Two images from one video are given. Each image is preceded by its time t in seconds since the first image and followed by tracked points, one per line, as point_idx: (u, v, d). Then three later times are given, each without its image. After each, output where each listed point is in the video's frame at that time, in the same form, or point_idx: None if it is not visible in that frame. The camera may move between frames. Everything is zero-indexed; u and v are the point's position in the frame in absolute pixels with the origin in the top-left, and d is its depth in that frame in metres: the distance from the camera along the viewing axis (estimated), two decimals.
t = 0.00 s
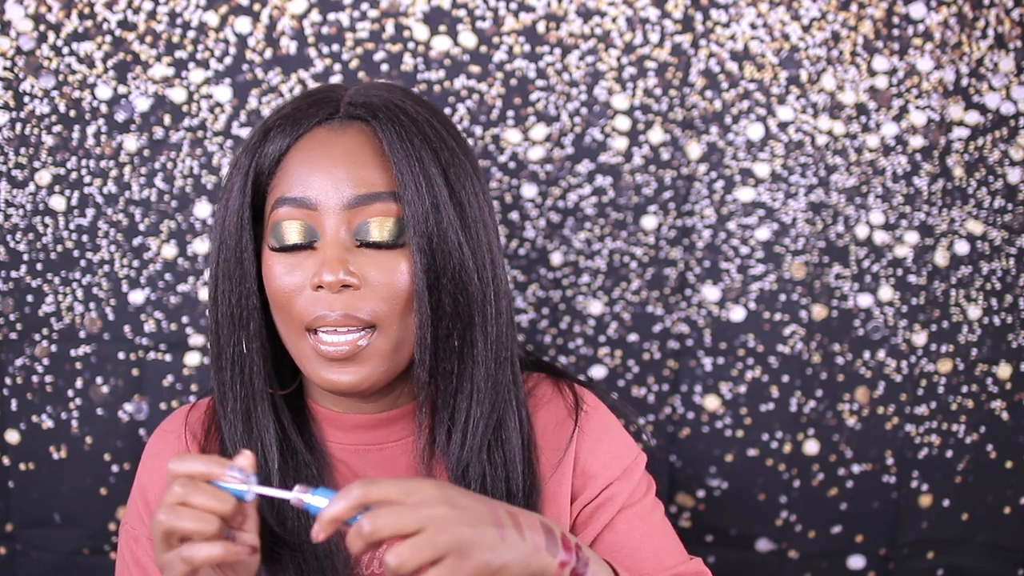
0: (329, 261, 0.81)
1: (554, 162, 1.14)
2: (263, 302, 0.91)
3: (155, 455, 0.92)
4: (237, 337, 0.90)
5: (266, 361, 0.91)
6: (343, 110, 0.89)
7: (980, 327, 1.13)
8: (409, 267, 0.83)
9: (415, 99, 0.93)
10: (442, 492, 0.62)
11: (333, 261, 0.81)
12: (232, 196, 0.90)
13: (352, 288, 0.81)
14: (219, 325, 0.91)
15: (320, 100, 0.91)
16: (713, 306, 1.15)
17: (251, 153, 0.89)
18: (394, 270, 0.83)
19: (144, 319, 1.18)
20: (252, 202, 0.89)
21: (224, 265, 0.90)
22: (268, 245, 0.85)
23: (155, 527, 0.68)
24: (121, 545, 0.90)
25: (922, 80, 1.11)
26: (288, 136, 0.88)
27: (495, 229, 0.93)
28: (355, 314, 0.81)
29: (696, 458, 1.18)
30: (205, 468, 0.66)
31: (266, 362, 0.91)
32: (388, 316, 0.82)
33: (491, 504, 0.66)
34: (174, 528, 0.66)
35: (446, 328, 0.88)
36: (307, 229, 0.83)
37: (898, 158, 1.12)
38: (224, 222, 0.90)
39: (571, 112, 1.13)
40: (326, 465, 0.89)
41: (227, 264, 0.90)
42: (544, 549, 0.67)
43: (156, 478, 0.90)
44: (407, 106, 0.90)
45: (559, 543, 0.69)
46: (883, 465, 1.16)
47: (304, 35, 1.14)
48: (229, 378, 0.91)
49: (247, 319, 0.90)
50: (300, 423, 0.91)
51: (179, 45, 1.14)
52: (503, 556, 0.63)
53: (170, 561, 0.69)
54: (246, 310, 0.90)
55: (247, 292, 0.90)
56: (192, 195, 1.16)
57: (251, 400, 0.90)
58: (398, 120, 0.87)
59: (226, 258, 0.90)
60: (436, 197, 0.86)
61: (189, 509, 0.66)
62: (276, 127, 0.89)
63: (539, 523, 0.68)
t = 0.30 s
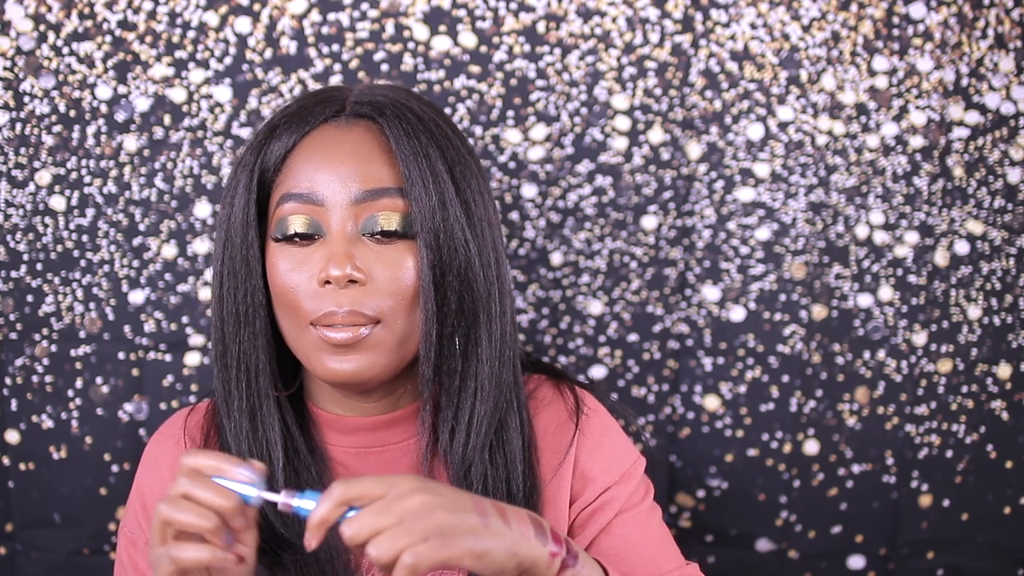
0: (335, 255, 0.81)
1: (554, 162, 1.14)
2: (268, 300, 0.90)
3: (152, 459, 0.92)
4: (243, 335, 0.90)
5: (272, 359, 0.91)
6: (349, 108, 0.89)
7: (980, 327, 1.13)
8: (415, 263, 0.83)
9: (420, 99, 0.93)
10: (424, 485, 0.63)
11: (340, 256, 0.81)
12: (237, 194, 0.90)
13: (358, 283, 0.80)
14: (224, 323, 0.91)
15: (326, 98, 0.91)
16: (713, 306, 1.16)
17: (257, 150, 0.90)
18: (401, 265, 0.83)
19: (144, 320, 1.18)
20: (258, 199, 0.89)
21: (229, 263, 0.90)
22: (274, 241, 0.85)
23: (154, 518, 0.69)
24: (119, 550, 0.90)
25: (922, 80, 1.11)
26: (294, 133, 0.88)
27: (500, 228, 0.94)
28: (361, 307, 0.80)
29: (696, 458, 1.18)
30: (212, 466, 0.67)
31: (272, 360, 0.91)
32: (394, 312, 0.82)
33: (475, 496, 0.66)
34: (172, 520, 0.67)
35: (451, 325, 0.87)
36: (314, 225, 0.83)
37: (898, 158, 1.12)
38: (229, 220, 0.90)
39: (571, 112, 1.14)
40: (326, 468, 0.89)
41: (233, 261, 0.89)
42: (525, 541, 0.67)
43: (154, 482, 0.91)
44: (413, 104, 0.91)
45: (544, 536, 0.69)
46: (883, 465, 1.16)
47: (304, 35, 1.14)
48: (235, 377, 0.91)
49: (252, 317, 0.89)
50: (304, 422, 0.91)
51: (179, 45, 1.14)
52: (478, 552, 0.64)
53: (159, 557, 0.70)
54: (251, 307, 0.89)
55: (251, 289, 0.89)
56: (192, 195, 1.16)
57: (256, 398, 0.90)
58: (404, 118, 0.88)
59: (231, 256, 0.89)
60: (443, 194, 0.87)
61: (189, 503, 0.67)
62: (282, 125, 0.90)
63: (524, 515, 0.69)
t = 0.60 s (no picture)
0: (327, 258, 0.81)
1: (554, 162, 1.14)
2: (261, 303, 0.90)
3: (150, 460, 0.91)
4: (236, 338, 0.90)
5: (265, 361, 0.91)
6: (341, 110, 0.89)
7: (980, 327, 1.13)
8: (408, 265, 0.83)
9: (413, 100, 0.93)
10: (502, 386, 0.61)
11: (332, 258, 0.81)
12: (229, 197, 0.90)
13: (350, 284, 0.80)
14: (217, 326, 0.91)
15: (318, 100, 0.91)
16: (713, 306, 1.15)
17: (249, 153, 0.90)
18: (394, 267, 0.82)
19: (144, 320, 1.18)
20: (251, 202, 0.89)
21: (222, 266, 0.90)
22: (266, 245, 0.85)
23: None
24: (117, 552, 0.89)
25: (922, 80, 1.11)
26: (286, 136, 0.88)
27: (493, 230, 0.94)
28: (354, 309, 0.80)
29: (696, 458, 1.18)
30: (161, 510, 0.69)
31: (265, 363, 0.91)
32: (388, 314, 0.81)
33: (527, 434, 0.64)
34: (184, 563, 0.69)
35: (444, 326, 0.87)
36: (306, 227, 0.83)
37: (898, 158, 1.12)
38: (221, 223, 0.90)
39: (571, 112, 1.14)
40: (321, 470, 0.89)
41: (226, 265, 0.90)
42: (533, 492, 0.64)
43: (151, 482, 0.90)
44: (406, 106, 0.91)
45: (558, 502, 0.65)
46: (883, 465, 1.16)
47: (304, 35, 1.14)
48: (229, 380, 0.91)
49: (245, 320, 0.90)
50: (299, 426, 0.91)
51: (179, 45, 1.14)
52: (473, 462, 0.60)
53: None
54: (244, 310, 0.90)
55: (244, 293, 0.89)
56: (192, 195, 1.16)
57: (251, 401, 0.91)
58: (396, 119, 0.88)
59: (224, 259, 0.90)
60: (435, 195, 0.87)
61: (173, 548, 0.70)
62: (274, 127, 0.90)
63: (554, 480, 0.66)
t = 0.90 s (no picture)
0: (312, 261, 0.81)
1: (554, 162, 1.14)
2: (249, 308, 0.91)
3: (149, 464, 0.90)
4: (225, 344, 0.91)
5: (256, 367, 0.92)
6: (321, 112, 0.89)
7: (980, 327, 1.13)
8: (394, 265, 0.83)
9: (393, 98, 0.93)
10: (500, 289, 0.69)
11: (317, 261, 0.81)
12: (214, 203, 0.90)
13: (337, 287, 0.80)
14: (206, 331, 0.91)
15: (298, 103, 0.91)
16: (713, 307, 1.15)
17: (232, 158, 0.90)
18: (380, 268, 0.82)
19: (144, 320, 1.18)
20: (235, 207, 0.89)
21: (209, 272, 0.90)
22: (253, 250, 0.85)
23: None
24: (117, 555, 0.89)
25: (922, 80, 1.11)
26: (267, 140, 0.88)
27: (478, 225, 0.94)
28: (342, 311, 0.80)
29: (696, 458, 1.18)
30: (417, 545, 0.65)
31: (255, 368, 0.92)
32: (376, 314, 0.82)
33: (504, 350, 0.71)
34: None
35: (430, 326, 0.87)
36: (291, 231, 0.83)
37: (898, 158, 1.12)
38: (206, 229, 0.90)
39: (571, 112, 1.14)
40: (319, 471, 0.89)
41: (213, 270, 0.90)
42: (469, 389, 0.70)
43: (151, 486, 0.89)
44: (385, 104, 0.91)
45: (493, 410, 0.70)
46: (883, 465, 1.16)
47: (304, 35, 1.14)
48: (218, 385, 0.91)
49: (233, 325, 0.90)
50: (292, 429, 0.91)
51: (179, 45, 1.14)
52: (430, 323, 0.69)
53: None
54: (233, 316, 0.90)
55: (232, 299, 0.90)
56: (192, 195, 1.16)
57: (242, 406, 0.91)
58: (376, 119, 0.88)
59: (211, 266, 0.90)
60: (418, 193, 0.87)
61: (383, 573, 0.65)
62: (255, 131, 0.90)
63: (504, 401, 0.70)
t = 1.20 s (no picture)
0: (308, 258, 0.81)
1: (554, 162, 1.14)
2: (246, 306, 0.91)
3: (148, 466, 0.90)
4: (222, 343, 0.91)
5: (253, 365, 0.92)
6: (318, 111, 0.89)
7: (980, 327, 1.13)
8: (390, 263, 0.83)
9: (391, 98, 0.93)
10: (466, 283, 0.69)
11: (313, 258, 0.81)
12: (211, 202, 0.90)
13: (333, 285, 0.80)
14: (203, 330, 0.91)
15: (296, 102, 0.91)
16: (713, 307, 1.15)
17: (228, 157, 0.90)
18: (376, 266, 0.82)
19: (144, 320, 1.18)
20: (231, 206, 0.90)
21: (206, 270, 0.90)
22: (250, 247, 0.85)
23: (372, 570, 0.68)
24: (116, 559, 0.88)
25: (922, 80, 1.11)
26: (264, 138, 0.88)
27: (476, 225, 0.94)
28: (338, 310, 0.80)
29: (696, 459, 1.18)
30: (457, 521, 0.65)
31: (253, 366, 0.92)
32: (371, 312, 0.81)
33: (481, 340, 0.72)
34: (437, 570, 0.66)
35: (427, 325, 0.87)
36: (286, 228, 0.83)
37: (898, 158, 1.12)
38: (203, 227, 0.90)
39: (571, 112, 1.14)
40: (318, 472, 0.89)
41: (210, 268, 0.90)
42: (446, 375, 0.72)
43: (151, 488, 0.89)
44: (383, 104, 0.91)
45: (471, 397, 0.73)
46: (883, 465, 1.16)
47: (304, 35, 1.14)
48: (216, 384, 0.92)
49: (230, 324, 0.90)
50: (290, 429, 0.91)
51: (179, 45, 1.14)
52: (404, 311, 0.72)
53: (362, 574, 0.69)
54: (229, 315, 0.90)
55: (229, 298, 0.90)
56: (192, 195, 1.16)
57: (240, 405, 0.91)
58: (374, 118, 0.88)
59: (208, 264, 0.90)
60: (415, 192, 0.87)
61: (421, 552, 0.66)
62: (252, 130, 0.90)
63: (480, 387, 0.72)
